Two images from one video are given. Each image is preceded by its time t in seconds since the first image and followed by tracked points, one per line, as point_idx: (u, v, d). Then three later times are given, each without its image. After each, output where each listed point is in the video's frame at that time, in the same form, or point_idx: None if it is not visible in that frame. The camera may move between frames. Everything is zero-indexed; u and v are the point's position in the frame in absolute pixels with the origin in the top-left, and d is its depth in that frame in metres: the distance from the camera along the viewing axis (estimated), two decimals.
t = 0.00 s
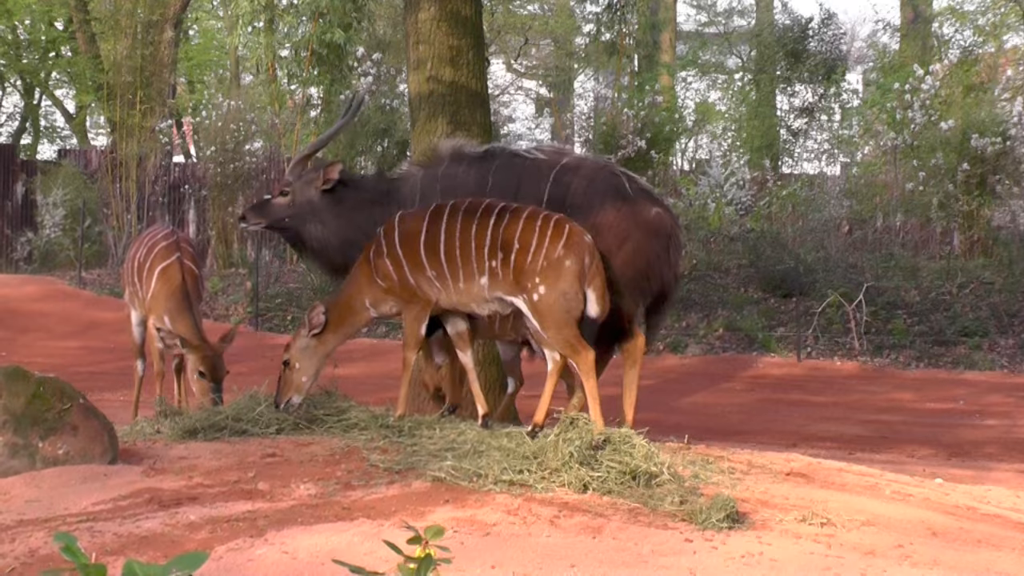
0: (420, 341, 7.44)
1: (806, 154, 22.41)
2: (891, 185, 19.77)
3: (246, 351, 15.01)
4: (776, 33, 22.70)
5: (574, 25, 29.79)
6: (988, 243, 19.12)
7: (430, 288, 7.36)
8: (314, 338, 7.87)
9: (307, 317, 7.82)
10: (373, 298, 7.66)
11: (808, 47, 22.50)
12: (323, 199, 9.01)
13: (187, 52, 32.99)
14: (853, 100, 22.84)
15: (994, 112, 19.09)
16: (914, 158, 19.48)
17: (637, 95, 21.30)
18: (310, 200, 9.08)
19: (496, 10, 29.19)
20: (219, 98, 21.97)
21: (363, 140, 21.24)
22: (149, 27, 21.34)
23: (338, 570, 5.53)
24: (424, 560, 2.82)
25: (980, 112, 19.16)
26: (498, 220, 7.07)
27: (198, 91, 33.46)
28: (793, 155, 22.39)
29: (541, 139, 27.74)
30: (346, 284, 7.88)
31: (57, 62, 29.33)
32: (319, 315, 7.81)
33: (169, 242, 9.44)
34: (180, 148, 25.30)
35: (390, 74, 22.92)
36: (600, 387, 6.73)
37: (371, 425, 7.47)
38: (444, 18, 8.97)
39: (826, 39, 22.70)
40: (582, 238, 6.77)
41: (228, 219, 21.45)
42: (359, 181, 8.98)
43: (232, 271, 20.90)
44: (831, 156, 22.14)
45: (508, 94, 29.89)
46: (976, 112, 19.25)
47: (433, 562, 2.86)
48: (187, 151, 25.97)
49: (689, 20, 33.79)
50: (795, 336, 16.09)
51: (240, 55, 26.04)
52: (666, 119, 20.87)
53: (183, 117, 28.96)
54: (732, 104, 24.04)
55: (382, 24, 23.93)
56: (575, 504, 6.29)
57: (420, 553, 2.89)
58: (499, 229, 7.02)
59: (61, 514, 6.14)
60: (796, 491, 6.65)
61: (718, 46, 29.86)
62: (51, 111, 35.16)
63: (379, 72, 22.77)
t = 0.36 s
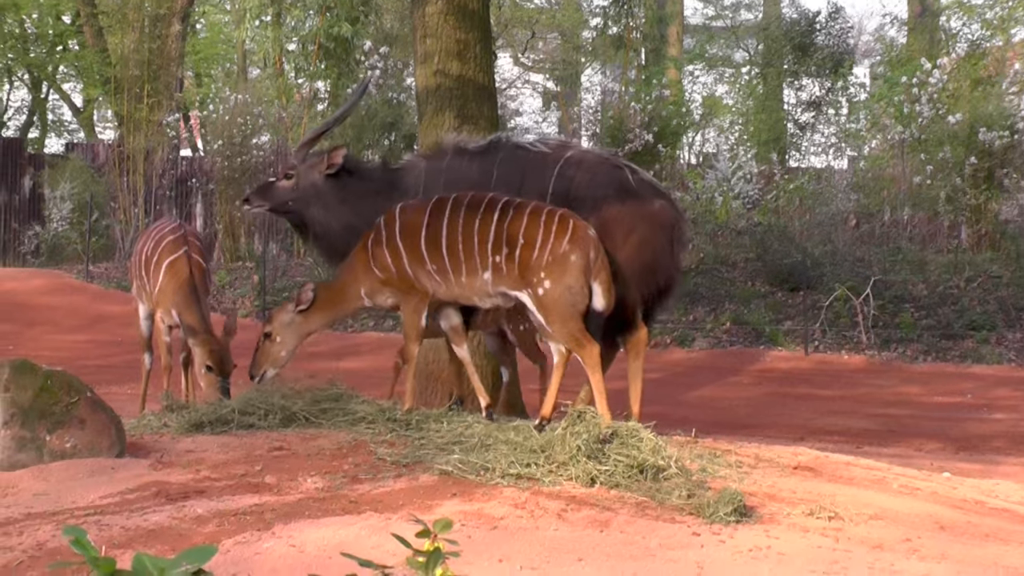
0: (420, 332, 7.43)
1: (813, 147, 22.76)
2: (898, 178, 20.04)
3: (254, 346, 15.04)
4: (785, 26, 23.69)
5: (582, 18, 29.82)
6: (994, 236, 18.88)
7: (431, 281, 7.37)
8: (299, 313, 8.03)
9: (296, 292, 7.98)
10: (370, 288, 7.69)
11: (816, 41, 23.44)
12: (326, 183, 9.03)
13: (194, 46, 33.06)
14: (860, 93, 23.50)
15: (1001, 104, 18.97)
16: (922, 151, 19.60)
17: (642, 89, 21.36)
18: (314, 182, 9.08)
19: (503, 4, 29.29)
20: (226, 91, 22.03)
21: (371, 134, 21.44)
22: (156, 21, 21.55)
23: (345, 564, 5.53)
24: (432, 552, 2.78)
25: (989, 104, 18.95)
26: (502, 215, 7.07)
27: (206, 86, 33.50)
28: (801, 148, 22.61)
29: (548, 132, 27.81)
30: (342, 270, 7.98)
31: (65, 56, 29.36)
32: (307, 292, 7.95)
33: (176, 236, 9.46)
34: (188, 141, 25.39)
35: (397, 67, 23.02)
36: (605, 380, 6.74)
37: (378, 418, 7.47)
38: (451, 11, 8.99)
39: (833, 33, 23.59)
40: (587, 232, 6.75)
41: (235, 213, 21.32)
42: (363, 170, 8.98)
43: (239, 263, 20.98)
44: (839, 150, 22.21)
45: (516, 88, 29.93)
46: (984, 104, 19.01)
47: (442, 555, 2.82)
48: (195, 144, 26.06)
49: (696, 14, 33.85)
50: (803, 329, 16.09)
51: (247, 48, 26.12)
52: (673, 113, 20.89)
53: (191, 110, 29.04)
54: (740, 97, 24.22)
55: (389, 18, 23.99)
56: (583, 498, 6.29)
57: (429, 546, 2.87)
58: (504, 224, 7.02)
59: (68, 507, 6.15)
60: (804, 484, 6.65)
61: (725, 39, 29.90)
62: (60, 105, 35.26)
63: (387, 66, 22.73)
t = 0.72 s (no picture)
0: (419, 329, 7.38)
1: (818, 147, 22.34)
2: (903, 177, 19.87)
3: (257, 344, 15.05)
4: (788, 25, 23.32)
5: (586, 18, 29.82)
6: (998, 235, 19.18)
7: (426, 278, 7.35)
8: (284, 303, 7.97)
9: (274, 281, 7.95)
10: (360, 284, 7.59)
11: (821, 39, 23.05)
12: (332, 182, 9.04)
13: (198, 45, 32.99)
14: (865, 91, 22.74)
15: (1005, 104, 19.10)
16: (926, 150, 19.52)
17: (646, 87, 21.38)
18: (319, 182, 9.09)
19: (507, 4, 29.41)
20: (231, 90, 22.09)
21: (376, 132, 21.35)
22: (161, 19, 21.55)
23: (349, 564, 5.52)
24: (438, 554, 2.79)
25: (992, 104, 19.17)
26: (499, 212, 7.11)
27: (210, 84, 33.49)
28: (805, 146, 22.37)
29: (552, 131, 27.90)
30: (330, 265, 7.83)
31: (70, 55, 29.31)
32: (288, 280, 7.90)
33: (181, 234, 9.44)
34: (193, 140, 25.42)
35: (401, 65, 22.98)
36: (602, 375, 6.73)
37: (382, 417, 7.45)
38: (456, 10, 9.00)
39: (838, 31, 23.32)
40: (584, 227, 6.82)
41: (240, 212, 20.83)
42: (367, 169, 8.97)
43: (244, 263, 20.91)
44: (843, 150, 21.80)
45: (520, 87, 29.99)
46: (987, 103, 19.27)
47: (448, 555, 2.84)
48: (199, 143, 26.11)
49: (700, 14, 33.99)
50: (806, 328, 16.11)
51: (252, 48, 26.13)
52: (677, 111, 20.92)
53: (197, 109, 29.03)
54: (745, 96, 24.28)
55: (394, 17, 24.08)
56: (587, 496, 6.29)
57: (434, 545, 2.88)
58: (501, 220, 7.06)
59: (72, 506, 6.14)
60: (808, 483, 6.65)
61: (729, 39, 29.94)
62: (64, 105, 35.11)
63: (392, 65, 22.80)
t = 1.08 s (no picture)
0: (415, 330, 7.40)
1: (824, 148, 22.75)
2: (908, 178, 20.08)
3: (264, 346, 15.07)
4: (794, 25, 23.54)
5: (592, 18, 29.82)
6: (1004, 235, 19.09)
7: (415, 278, 7.32)
8: (267, 300, 7.77)
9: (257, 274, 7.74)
10: (348, 285, 7.46)
11: (826, 40, 23.47)
12: (339, 184, 9.05)
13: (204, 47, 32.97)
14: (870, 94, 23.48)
15: (1011, 105, 19.03)
16: (933, 152, 19.63)
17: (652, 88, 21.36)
18: (325, 184, 9.09)
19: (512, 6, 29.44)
20: (237, 92, 22.13)
21: (381, 133, 21.42)
22: (167, 21, 21.47)
23: (356, 564, 5.53)
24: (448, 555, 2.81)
25: (998, 105, 19.02)
26: (484, 210, 7.27)
27: (216, 86, 33.45)
28: (811, 148, 22.66)
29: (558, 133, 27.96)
30: (316, 264, 7.65)
31: (76, 57, 29.23)
32: (273, 275, 7.72)
33: (188, 236, 9.44)
34: (199, 142, 25.46)
35: (407, 67, 23.05)
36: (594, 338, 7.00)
37: (389, 419, 7.45)
38: (462, 12, 9.02)
39: (843, 32, 23.62)
40: (568, 225, 7.09)
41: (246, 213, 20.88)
42: (373, 171, 9.00)
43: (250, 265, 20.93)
44: (849, 150, 22.41)
45: (525, 88, 30.00)
46: (993, 104, 19.13)
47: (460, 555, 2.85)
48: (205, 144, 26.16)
49: (705, 15, 34.03)
50: (813, 329, 16.12)
51: (258, 50, 26.17)
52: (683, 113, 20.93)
53: (203, 110, 29.07)
54: (750, 97, 24.29)
55: (400, 19, 24.10)
56: (594, 498, 6.30)
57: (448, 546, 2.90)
58: (486, 218, 7.21)
59: (79, 507, 6.16)
60: (815, 485, 6.65)
61: (735, 40, 29.94)
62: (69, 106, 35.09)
63: (397, 66, 22.74)
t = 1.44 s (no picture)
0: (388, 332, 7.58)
1: (830, 151, 22.78)
2: (915, 181, 20.01)
3: (271, 348, 15.08)
4: (801, 29, 23.44)
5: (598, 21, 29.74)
6: (1011, 239, 19.24)
7: (384, 281, 7.46)
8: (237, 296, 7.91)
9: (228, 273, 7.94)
10: (317, 286, 7.57)
11: (833, 43, 23.32)
12: (345, 186, 9.10)
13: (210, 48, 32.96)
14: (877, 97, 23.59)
15: (1018, 107, 19.00)
16: (939, 154, 19.51)
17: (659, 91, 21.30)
18: (333, 186, 9.13)
19: (519, 8, 29.39)
20: (245, 94, 22.13)
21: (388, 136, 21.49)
22: (175, 24, 21.87)
23: (364, 566, 5.54)
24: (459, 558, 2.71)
25: (1006, 107, 18.95)
26: (455, 212, 7.52)
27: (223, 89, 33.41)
28: (818, 151, 22.71)
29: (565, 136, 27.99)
30: (287, 262, 7.72)
31: (84, 59, 29.16)
32: (243, 274, 7.89)
33: (195, 239, 9.44)
34: (205, 145, 25.48)
35: (414, 69, 22.94)
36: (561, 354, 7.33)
37: (395, 422, 7.46)
38: (469, 15, 9.02)
39: (849, 36, 23.57)
40: (537, 234, 7.43)
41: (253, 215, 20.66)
42: (380, 173, 9.03)
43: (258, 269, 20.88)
44: (854, 154, 22.55)
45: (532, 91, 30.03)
46: (1001, 107, 19.01)
47: (470, 560, 2.75)
48: (212, 147, 26.18)
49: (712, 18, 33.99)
50: (820, 332, 16.13)
51: (265, 53, 26.17)
52: (690, 115, 20.89)
53: (210, 113, 29.07)
54: (756, 100, 24.25)
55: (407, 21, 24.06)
56: (601, 501, 6.30)
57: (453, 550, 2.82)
58: (456, 219, 7.47)
59: (87, 509, 6.17)
60: (822, 488, 6.65)
61: (741, 43, 29.89)
62: (77, 109, 35.07)
63: (404, 69, 22.68)
